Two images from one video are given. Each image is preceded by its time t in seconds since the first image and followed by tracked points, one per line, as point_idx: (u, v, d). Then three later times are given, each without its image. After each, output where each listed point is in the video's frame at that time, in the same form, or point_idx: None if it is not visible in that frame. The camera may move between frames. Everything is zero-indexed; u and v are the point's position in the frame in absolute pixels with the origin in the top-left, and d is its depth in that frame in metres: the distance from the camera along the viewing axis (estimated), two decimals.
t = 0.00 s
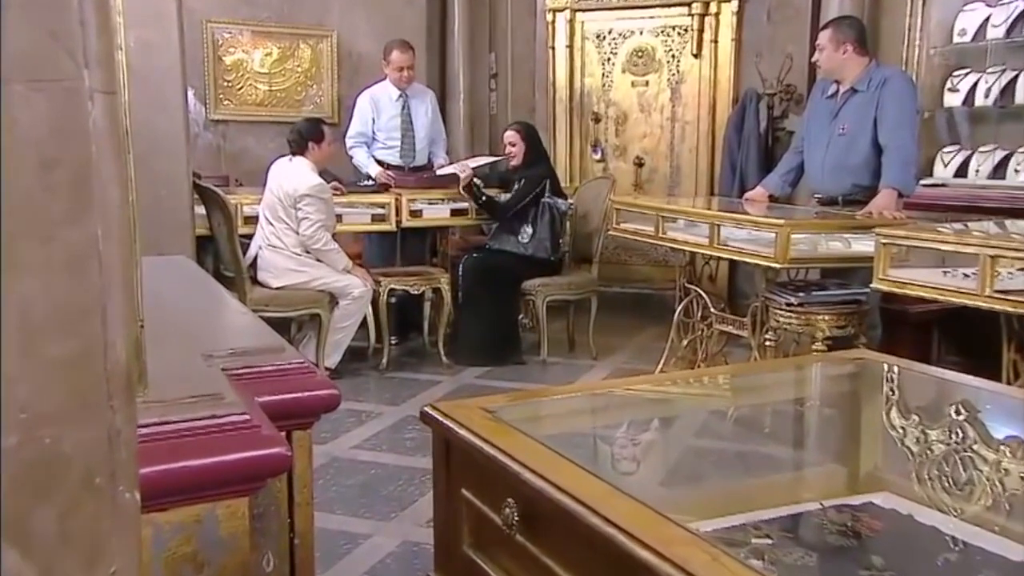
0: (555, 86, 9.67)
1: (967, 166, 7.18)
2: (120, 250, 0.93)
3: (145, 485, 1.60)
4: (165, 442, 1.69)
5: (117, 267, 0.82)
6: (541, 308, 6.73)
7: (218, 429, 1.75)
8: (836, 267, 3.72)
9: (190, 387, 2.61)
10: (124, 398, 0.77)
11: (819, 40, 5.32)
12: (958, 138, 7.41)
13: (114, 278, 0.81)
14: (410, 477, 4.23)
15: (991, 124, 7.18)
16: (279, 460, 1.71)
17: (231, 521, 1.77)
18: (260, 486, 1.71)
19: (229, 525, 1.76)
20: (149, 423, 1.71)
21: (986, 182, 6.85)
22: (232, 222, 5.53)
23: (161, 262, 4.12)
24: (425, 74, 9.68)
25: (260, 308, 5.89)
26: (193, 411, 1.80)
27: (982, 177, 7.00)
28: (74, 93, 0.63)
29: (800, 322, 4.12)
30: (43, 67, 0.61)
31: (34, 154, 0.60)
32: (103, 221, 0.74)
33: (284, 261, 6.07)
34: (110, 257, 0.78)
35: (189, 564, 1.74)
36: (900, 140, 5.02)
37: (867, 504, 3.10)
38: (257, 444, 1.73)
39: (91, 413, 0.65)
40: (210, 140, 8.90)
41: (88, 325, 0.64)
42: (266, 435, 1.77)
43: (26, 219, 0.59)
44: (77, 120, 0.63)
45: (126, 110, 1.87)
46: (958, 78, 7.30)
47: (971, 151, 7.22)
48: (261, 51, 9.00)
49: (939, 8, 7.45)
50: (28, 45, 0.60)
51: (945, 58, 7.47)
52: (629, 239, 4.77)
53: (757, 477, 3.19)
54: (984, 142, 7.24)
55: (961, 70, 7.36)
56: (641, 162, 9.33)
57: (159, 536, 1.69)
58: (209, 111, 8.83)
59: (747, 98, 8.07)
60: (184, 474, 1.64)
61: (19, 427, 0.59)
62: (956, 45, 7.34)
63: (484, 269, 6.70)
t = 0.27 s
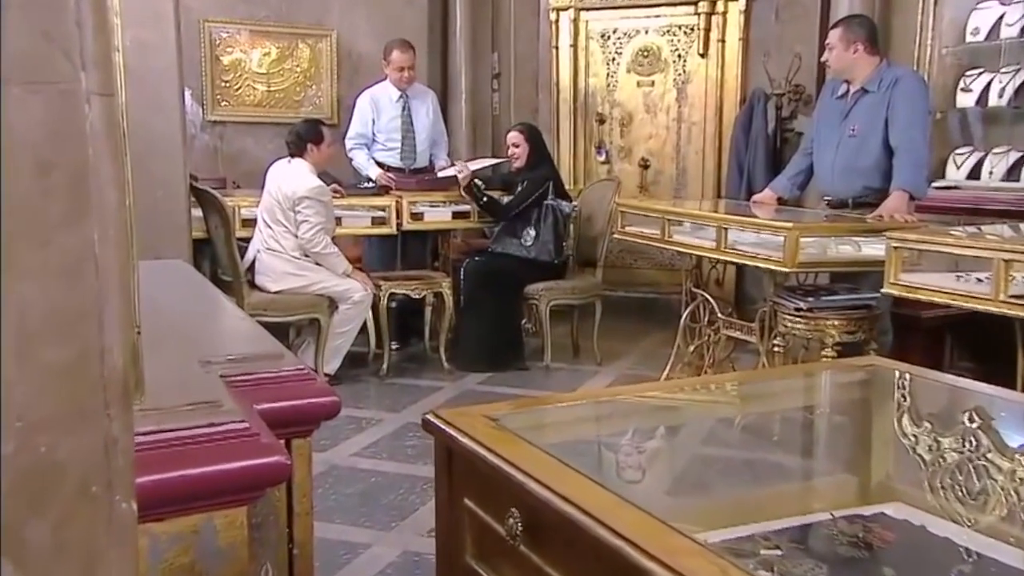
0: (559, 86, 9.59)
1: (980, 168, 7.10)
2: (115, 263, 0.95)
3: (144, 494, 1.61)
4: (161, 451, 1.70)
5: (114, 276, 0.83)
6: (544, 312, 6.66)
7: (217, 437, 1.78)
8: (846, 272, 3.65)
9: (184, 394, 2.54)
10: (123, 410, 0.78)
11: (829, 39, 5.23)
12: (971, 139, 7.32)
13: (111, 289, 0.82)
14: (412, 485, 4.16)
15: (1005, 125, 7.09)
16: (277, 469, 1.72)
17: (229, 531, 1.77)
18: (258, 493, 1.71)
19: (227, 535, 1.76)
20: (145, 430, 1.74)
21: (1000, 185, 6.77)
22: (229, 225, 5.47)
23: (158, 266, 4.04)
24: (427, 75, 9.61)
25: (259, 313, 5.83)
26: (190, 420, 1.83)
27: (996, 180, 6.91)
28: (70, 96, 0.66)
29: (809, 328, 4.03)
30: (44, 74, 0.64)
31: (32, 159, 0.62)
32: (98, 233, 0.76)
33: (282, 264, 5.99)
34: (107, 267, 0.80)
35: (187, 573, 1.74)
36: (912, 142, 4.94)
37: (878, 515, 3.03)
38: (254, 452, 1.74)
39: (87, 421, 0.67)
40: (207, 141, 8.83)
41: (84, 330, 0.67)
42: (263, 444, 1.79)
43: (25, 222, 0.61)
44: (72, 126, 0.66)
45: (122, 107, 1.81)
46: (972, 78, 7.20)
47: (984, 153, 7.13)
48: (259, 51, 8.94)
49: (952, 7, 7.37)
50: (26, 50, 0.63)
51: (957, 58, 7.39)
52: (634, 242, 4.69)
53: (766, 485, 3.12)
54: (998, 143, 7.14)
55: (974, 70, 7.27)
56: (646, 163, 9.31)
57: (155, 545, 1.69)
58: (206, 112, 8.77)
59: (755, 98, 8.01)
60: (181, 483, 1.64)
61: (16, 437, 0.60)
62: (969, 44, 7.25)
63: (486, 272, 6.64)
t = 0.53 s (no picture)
0: (563, 86, 9.52)
1: (995, 169, 7.01)
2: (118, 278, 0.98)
3: (138, 505, 1.65)
4: (162, 461, 1.75)
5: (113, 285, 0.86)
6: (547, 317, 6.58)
7: (217, 446, 1.83)
8: (857, 276, 3.56)
9: (175, 402, 2.45)
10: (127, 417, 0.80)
11: (839, 37, 5.14)
12: (986, 140, 7.23)
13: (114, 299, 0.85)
14: (413, 494, 4.08)
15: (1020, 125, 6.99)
16: (277, 476, 1.79)
17: (226, 542, 1.81)
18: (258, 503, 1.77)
19: (225, 546, 1.81)
20: (147, 440, 1.80)
21: (1015, 187, 6.68)
22: (226, 228, 5.40)
23: (155, 270, 3.96)
24: (429, 75, 9.54)
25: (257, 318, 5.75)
26: (190, 429, 1.88)
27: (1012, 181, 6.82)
28: (66, 99, 0.69)
29: (820, 332, 3.96)
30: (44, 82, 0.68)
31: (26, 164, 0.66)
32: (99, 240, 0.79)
33: (281, 268, 5.91)
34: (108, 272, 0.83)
35: None
36: (925, 144, 4.87)
37: (892, 526, 2.94)
38: (253, 461, 1.80)
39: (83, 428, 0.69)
40: (204, 142, 8.75)
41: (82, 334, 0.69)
42: (262, 452, 1.85)
43: (25, 224, 0.64)
44: (67, 133, 0.70)
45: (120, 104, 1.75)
46: (986, 78, 7.14)
47: (1000, 154, 7.04)
48: (257, 49, 8.89)
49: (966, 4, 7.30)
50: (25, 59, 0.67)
51: (972, 56, 7.31)
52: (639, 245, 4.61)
53: (775, 495, 3.03)
54: (1013, 143, 7.05)
55: (989, 68, 7.19)
56: (652, 165, 9.23)
57: (152, 556, 1.74)
58: (202, 112, 8.71)
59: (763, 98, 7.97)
60: (176, 493, 1.69)
61: (11, 443, 0.63)
62: (984, 42, 7.17)
63: (489, 275, 6.56)
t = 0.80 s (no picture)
0: (568, 84, 9.40)
1: (1013, 169, 6.89)
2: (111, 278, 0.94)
3: (132, 513, 1.57)
4: (158, 468, 1.66)
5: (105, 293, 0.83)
6: (552, 320, 6.48)
7: (215, 454, 1.74)
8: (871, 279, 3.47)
9: (167, 407, 2.36)
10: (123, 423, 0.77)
11: (852, 33, 5.05)
12: (1004, 139, 7.10)
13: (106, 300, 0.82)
14: (414, 501, 3.99)
15: None
16: (277, 484, 1.70)
17: (223, 552, 1.73)
18: (257, 511, 1.68)
19: (222, 555, 1.73)
20: (140, 446, 1.70)
21: None
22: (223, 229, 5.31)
23: (152, 272, 3.87)
24: (432, 72, 9.43)
25: (254, 321, 5.66)
26: (186, 435, 1.78)
27: None
28: (63, 98, 0.65)
29: (832, 337, 3.87)
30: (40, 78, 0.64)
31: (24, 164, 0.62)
32: (94, 242, 0.76)
33: (279, 270, 5.84)
34: (102, 272, 0.80)
35: None
36: (941, 141, 4.78)
37: (907, 535, 2.85)
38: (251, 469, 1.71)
39: (76, 435, 0.66)
40: (199, 140, 8.67)
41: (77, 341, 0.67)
42: (263, 459, 1.75)
43: (22, 228, 0.61)
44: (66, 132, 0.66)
45: (113, 98, 1.68)
46: (1004, 75, 7.03)
47: (1017, 153, 6.92)
48: (254, 45, 8.82)
49: None
50: (21, 60, 0.63)
51: (990, 52, 7.20)
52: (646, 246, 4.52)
53: (786, 503, 2.94)
54: None
55: (1007, 65, 7.07)
56: (659, 164, 9.10)
57: (147, 564, 1.66)
58: (198, 110, 8.64)
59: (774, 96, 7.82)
60: (170, 501, 1.60)
61: (9, 452, 0.60)
62: (1002, 38, 7.06)
63: (492, 279, 6.47)
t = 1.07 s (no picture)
0: (573, 83, 9.35)
1: None
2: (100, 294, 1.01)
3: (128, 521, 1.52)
4: (146, 475, 1.61)
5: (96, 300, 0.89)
6: (555, 326, 6.40)
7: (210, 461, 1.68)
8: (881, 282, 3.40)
9: (158, 414, 2.30)
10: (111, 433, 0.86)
11: (862, 32, 4.98)
12: (1018, 139, 7.00)
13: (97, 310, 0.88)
14: (415, 510, 3.92)
15: None
16: (275, 492, 1.64)
17: (221, 562, 1.65)
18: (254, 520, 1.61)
19: (218, 567, 1.64)
20: (135, 454, 1.66)
21: None
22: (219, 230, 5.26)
23: (148, 274, 3.79)
24: (434, 71, 9.36)
25: (251, 326, 5.59)
26: (180, 442, 1.73)
27: None
28: (60, 97, 0.71)
29: (843, 342, 3.76)
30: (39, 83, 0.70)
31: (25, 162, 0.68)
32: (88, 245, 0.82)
33: (277, 273, 5.76)
34: (91, 279, 0.86)
35: None
36: (954, 142, 4.70)
37: (918, 545, 2.78)
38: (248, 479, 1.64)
39: (73, 442, 0.72)
40: (195, 141, 8.64)
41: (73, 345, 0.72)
42: (260, 467, 1.69)
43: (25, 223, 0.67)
44: (60, 133, 0.71)
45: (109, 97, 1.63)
46: (1018, 73, 6.93)
47: None
48: (252, 44, 8.74)
49: None
50: (20, 60, 0.67)
51: (1004, 50, 7.10)
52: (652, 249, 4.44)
53: (794, 511, 2.87)
54: None
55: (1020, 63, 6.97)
56: (666, 165, 9.04)
57: None
58: (194, 109, 8.59)
59: (782, 95, 7.74)
60: (166, 509, 1.55)
61: (12, 457, 0.65)
62: (1016, 35, 6.97)
63: (494, 282, 6.39)
